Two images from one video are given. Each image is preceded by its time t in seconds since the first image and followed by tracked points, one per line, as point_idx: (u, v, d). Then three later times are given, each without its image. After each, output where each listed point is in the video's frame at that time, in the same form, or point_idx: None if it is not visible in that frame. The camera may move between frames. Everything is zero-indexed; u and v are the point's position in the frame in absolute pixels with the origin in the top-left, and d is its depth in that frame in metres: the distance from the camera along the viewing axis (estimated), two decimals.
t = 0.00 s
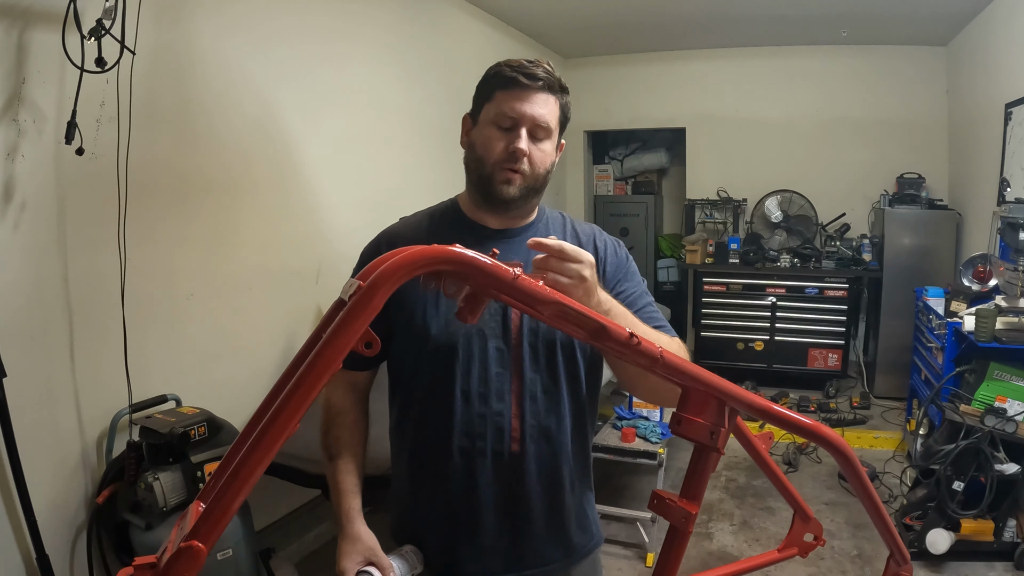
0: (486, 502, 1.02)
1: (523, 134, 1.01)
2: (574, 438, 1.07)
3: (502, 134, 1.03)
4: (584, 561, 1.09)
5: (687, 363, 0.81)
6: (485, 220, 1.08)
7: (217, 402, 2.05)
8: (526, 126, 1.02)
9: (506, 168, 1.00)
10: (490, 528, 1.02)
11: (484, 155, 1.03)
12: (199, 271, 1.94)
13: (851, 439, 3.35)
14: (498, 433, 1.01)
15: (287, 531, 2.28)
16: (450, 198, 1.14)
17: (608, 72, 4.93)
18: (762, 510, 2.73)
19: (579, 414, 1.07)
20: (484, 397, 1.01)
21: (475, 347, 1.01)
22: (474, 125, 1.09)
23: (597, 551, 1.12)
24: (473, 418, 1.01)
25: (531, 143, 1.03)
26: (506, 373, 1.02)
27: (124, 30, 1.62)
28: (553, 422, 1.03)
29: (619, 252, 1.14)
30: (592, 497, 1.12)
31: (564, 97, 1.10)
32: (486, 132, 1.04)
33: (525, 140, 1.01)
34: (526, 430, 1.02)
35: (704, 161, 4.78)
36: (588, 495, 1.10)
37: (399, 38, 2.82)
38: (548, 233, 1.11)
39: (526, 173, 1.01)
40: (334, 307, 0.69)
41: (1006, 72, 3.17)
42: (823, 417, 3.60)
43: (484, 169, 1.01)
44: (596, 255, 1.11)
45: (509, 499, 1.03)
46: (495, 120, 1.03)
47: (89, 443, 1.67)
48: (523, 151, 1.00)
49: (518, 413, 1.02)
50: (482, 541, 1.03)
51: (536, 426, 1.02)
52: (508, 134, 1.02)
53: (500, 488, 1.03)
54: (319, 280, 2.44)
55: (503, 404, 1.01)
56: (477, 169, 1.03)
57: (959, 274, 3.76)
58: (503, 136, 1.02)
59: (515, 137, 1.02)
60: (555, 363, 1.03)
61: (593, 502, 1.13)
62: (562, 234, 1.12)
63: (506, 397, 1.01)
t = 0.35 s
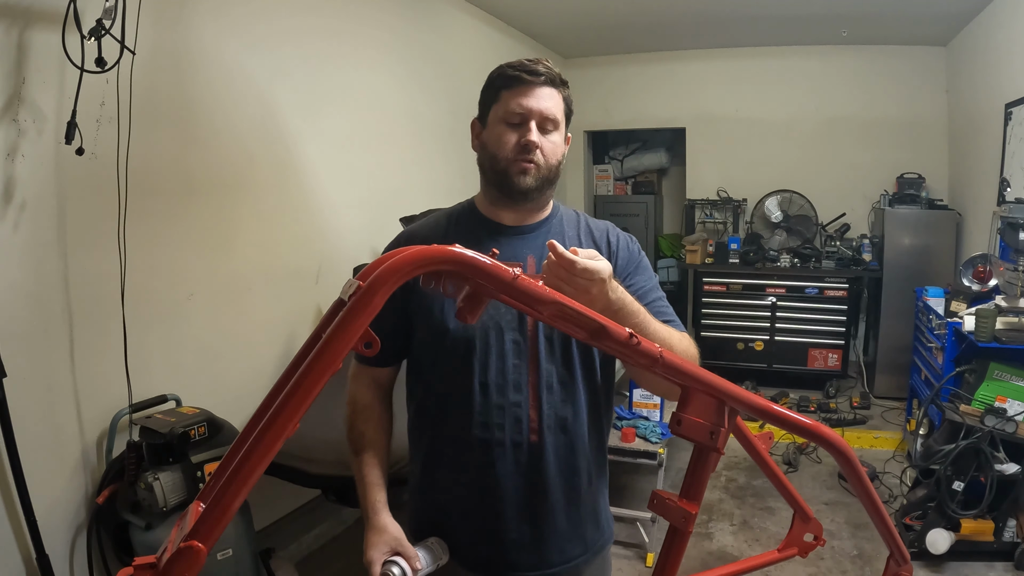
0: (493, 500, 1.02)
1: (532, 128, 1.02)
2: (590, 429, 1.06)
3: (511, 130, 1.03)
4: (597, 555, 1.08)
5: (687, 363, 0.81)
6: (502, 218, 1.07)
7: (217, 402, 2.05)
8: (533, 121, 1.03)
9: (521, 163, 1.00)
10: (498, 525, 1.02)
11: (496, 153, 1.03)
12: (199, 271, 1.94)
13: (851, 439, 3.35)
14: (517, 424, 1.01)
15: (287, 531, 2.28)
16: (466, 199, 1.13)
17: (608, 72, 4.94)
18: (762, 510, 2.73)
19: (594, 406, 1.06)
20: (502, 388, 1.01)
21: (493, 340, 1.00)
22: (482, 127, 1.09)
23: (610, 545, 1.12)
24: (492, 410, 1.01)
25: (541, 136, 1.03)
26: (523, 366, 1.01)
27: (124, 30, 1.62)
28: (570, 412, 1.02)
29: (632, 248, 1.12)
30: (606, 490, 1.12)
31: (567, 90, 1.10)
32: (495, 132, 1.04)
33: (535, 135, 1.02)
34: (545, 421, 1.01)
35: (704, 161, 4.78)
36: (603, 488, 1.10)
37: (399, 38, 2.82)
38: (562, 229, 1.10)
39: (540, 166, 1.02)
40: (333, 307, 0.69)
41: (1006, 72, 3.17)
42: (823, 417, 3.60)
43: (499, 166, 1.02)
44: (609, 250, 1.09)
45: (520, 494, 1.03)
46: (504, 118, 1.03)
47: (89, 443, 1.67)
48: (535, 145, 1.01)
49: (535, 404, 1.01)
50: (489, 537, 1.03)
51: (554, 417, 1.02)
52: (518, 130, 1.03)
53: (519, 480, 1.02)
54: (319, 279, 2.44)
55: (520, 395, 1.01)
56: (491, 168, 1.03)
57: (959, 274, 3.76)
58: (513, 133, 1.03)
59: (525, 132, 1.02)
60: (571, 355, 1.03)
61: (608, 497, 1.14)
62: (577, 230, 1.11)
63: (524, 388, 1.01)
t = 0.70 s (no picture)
0: (499, 495, 1.02)
1: (542, 129, 1.02)
2: (599, 424, 1.06)
3: (521, 131, 1.03)
4: (605, 552, 1.08)
5: (687, 363, 0.81)
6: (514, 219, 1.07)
7: (218, 402, 2.05)
8: (543, 122, 1.03)
9: (529, 163, 1.00)
10: (500, 523, 1.02)
11: (506, 153, 1.03)
12: (199, 271, 1.94)
13: (851, 439, 3.35)
14: (525, 419, 1.01)
15: (287, 530, 2.28)
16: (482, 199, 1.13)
17: (608, 73, 4.94)
18: (762, 510, 2.73)
19: (604, 401, 1.06)
20: (510, 383, 1.01)
21: (502, 335, 1.01)
22: (494, 129, 1.10)
23: (618, 542, 1.11)
24: (500, 404, 1.01)
25: (551, 137, 1.03)
26: (532, 360, 1.01)
27: (124, 30, 1.62)
28: (578, 407, 1.02)
29: (643, 247, 1.11)
30: (616, 486, 1.11)
31: (579, 92, 1.10)
32: (506, 133, 1.05)
33: (545, 135, 1.02)
34: (553, 415, 1.01)
35: (704, 161, 4.78)
36: (613, 484, 1.10)
37: (400, 38, 2.82)
38: (573, 229, 1.09)
39: (549, 167, 1.02)
40: (334, 307, 0.69)
41: (1006, 72, 3.17)
42: (823, 417, 3.60)
43: (509, 166, 1.02)
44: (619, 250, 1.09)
45: (527, 489, 1.03)
46: (514, 119, 1.04)
47: (89, 442, 1.67)
48: (544, 145, 1.01)
49: (543, 399, 1.01)
50: (495, 534, 1.03)
51: (562, 412, 1.02)
52: (527, 131, 1.03)
53: (527, 474, 1.02)
54: (319, 279, 2.44)
55: (529, 390, 1.01)
56: (502, 169, 1.04)
57: (959, 274, 3.76)
58: (522, 134, 1.03)
59: (535, 133, 1.02)
60: (579, 351, 1.02)
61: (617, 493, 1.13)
62: (588, 230, 1.10)
63: (532, 383, 1.01)
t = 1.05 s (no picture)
0: (500, 494, 1.02)
1: (540, 131, 1.02)
2: (600, 423, 1.05)
3: (520, 133, 1.04)
4: (606, 551, 1.08)
5: (687, 363, 0.81)
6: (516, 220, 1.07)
7: (218, 402, 2.05)
8: (541, 124, 1.03)
9: (527, 164, 1.00)
10: (499, 523, 1.02)
11: (506, 156, 1.04)
12: (199, 271, 1.94)
13: (851, 439, 3.35)
14: (525, 417, 1.01)
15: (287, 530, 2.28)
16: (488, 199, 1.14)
17: (608, 73, 4.94)
18: (762, 510, 2.73)
19: (605, 401, 1.05)
20: (511, 381, 1.01)
21: (503, 334, 1.01)
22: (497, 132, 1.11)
23: (619, 541, 1.11)
24: (500, 402, 1.01)
25: (550, 139, 1.03)
26: (533, 360, 1.01)
27: (124, 30, 1.62)
28: (578, 406, 1.02)
29: (647, 248, 1.11)
30: (619, 484, 1.11)
31: (581, 93, 1.10)
32: (506, 135, 1.05)
33: (542, 137, 1.02)
34: (553, 414, 1.00)
35: (704, 161, 4.78)
36: (614, 483, 1.09)
37: (400, 38, 2.82)
38: (577, 229, 1.09)
39: (548, 168, 1.01)
40: (334, 307, 0.69)
41: (1006, 71, 3.17)
42: (823, 417, 3.60)
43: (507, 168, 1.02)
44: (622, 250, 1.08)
45: (527, 487, 1.03)
46: (513, 123, 1.04)
47: (89, 442, 1.67)
48: (541, 146, 1.00)
49: (543, 398, 1.01)
50: (494, 534, 1.03)
51: (562, 411, 1.01)
52: (526, 133, 1.03)
53: (526, 473, 1.02)
54: (319, 279, 2.44)
55: (529, 388, 1.01)
56: (502, 171, 1.04)
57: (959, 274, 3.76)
58: (521, 137, 1.03)
59: (533, 134, 1.02)
60: (579, 351, 1.02)
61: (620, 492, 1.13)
62: (591, 230, 1.10)
63: (532, 381, 1.01)
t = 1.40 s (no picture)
0: (497, 495, 1.02)
1: (529, 131, 1.02)
2: (596, 426, 1.05)
3: (511, 135, 1.04)
4: (603, 552, 1.08)
5: (687, 363, 0.81)
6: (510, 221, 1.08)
7: (218, 402, 2.05)
8: (531, 125, 1.03)
9: (518, 166, 1.01)
10: (496, 523, 1.02)
11: (497, 157, 1.04)
12: (199, 271, 1.94)
13: (851, 439, 3.35)
14: (517, 420, 1.01)
15: (287, 530, 2.28)
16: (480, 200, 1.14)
17: (608, 72, 4.94)
18: (762, 509, 2.73)
19: (600, 403, 1.05)
20: (504, 384, 1.01)
21: (496, 336, 1.01)
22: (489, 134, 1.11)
23: (617, 542, 1.11)
24: (493, 405, 1.01)
25: (540, 139, 1.03)
26: (525, 362, 1.01)
27: (124, 30, 1.62)
28: (572, 409, 1.01)
29: (642, 248, 1.10)
30: (617, 485, 1.10)
31: (571, 91, 1.09)
32: (497, 136, 1.05)
33: (533, 137, 1.02)
34: (545, 417, 1.00)
35: (704, 161, 4.78)
36: (612, 485, 1.09)
37: (400, 38, 2.82)
38: (571, 230, 1.09)
39: (539, 168, 1.02)
40: (333, 307, 0.69)
41: (1006, 71, 3.17)
42: (823, 417, 3.60)
43: (499, 169, 1.03)
44: (616, 250, 1.08)
45: (522, 489, 1.03)
46: (503, 124, 1.04)
47: (89, 443, 1.67)
48: (532, 147, 1.00)
49: (536, 401, 1.01)
50: (492, 534, 1.03)
51: (554, 413, 1.01)
52: (516, 134, 1.03)
53: (521, 475, 1.02)
54: (319, 279, 2.44)
55: (522, 391, 1.01)
56: (493, 172, 1.05)
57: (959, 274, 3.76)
58: (511, 138, 1.03)
59: (523, 135, 1.02)
60: (572, 354, 1.01)
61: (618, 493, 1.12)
62: (586, 231, 1.10)
63: (525, 384, 1.01)
